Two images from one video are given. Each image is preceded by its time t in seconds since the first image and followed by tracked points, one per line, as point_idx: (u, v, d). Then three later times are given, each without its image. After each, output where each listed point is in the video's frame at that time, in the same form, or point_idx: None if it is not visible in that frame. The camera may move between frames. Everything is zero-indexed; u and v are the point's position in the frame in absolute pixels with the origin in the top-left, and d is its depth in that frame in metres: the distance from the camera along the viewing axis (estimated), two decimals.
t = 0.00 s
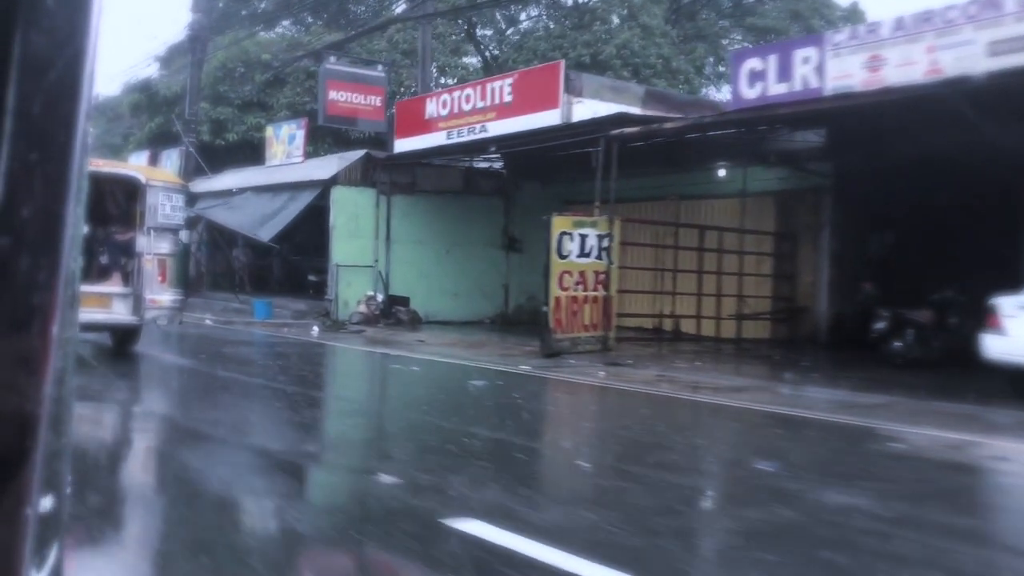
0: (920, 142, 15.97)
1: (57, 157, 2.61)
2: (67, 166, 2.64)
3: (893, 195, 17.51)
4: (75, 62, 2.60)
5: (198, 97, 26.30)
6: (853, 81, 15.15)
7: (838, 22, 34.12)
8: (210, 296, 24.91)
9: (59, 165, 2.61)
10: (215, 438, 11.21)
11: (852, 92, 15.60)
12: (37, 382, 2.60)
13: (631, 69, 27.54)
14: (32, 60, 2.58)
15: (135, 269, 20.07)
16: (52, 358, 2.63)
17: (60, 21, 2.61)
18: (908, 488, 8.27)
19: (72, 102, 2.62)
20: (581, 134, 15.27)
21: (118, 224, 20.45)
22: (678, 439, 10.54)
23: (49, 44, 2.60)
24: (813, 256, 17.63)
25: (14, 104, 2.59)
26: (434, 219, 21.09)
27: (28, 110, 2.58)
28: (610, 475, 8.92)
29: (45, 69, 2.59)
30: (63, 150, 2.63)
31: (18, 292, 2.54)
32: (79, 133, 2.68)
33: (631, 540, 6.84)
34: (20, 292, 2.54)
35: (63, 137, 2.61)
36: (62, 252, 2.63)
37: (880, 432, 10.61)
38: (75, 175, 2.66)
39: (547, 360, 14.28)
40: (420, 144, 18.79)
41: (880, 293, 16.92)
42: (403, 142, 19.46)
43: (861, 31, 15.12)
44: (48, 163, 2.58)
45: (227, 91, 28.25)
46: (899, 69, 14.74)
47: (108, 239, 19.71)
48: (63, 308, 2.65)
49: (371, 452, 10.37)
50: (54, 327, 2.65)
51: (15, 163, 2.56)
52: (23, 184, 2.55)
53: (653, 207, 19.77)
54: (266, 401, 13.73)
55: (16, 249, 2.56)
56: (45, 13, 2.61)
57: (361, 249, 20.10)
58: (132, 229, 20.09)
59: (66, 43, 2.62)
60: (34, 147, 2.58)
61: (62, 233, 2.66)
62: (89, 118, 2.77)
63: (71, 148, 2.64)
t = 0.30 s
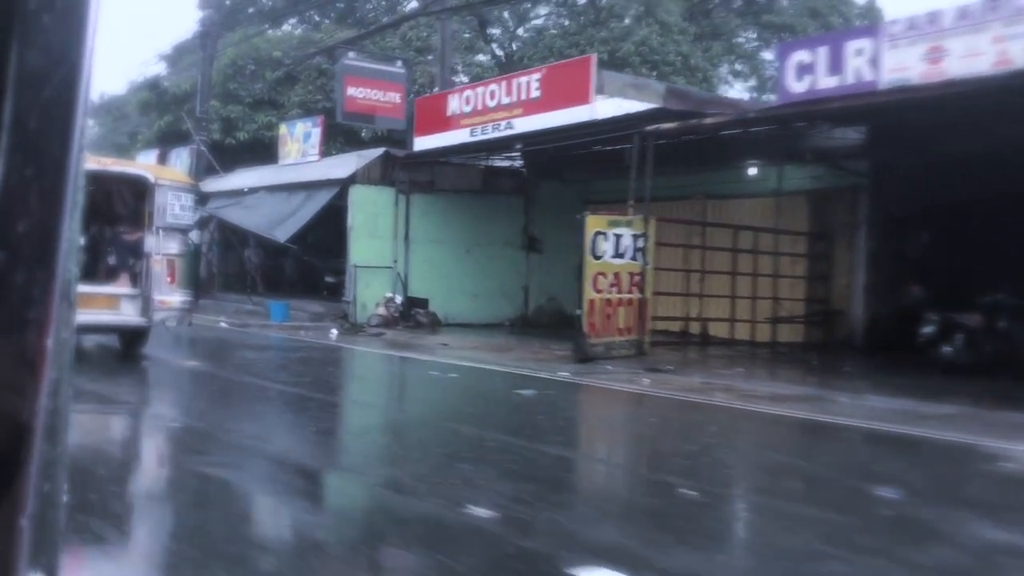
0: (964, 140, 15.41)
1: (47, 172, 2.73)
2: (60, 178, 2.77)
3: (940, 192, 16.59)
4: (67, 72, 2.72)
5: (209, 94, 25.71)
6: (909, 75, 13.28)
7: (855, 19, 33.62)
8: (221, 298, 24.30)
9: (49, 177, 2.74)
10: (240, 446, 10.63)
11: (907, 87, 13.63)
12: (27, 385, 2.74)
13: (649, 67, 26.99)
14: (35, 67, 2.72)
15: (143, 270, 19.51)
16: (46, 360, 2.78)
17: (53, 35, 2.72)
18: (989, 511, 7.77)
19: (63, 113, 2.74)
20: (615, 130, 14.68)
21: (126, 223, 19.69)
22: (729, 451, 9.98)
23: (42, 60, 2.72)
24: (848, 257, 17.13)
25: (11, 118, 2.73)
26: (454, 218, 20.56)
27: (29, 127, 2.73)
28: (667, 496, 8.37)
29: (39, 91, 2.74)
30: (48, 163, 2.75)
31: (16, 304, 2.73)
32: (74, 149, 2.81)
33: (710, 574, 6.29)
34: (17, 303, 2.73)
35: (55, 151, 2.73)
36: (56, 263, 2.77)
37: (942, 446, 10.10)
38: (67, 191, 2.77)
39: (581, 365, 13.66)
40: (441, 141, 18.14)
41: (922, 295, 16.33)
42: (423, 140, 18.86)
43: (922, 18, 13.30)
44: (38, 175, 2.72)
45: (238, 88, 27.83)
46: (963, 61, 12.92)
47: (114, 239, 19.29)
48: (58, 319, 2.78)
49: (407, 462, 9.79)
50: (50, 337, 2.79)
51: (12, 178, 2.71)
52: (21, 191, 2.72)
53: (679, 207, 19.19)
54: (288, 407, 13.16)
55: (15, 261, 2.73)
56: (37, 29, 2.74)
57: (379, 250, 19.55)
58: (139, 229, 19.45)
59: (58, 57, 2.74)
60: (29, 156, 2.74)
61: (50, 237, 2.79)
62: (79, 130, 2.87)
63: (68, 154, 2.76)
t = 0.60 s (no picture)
0: (1000, 134, 14.86)
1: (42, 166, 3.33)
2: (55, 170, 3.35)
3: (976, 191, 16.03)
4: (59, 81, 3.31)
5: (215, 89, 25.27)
6: (956, 66, 12.87)
7: (872, 14, 33.01)
8: (229, 298, 23.83)
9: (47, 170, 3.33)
10: (256, 448, 10.19)
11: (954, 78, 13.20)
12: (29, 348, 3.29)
13: (664, 63, 26.47)
14: (28, 72, 3.31)
15: (150, 268, 19.19)
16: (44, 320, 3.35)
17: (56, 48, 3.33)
18: None
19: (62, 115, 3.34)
20: (641, 125, 14.19)
21: (132, 220, 20.16)
22: (770, 456, 9.53)
23: (38, 48, 3.32)
24: (875, 255, 16.70)
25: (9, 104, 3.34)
26: (468, 216, 20.11)
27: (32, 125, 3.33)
28: (711, 504, 7.91)
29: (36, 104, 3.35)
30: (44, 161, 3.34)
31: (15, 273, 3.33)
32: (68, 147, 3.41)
33: None
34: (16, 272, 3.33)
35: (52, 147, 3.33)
36: (51, 242, 3.34)
37: (993, 452, 9.63)
38: (62, 168, 3.36)
39: (607, 366, 13.18)
40: (457, 137, 17.70)
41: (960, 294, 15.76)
42: (438, 136, 18.46)
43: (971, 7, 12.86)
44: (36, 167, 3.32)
45: (245, 85, 27.74)
46: (1013, 50, 12.43)
47: (121, 237, 19.40)
48: (52, 298, 3.35)
49: (433, 466, 9.35)
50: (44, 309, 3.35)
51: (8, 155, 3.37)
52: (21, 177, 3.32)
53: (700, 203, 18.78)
54: (304, 408, 12.74)
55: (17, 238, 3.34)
56: (32, 45, 3.33)
57: (393, 248, 19.14)
58: (147, 227, 19.44)
59: (51, 68, 3.33)
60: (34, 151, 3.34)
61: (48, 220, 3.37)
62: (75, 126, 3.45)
63: (60, 151, 3.35)
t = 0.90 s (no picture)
0: None
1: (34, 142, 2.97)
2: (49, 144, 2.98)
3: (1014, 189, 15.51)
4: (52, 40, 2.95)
5: (223, 84, 24.87)
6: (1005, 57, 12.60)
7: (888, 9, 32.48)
8: (237, 296, 23.37)
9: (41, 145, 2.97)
10: (277, 450, 9.79)
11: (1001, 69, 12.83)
12: (24, 352, 2.90)
13: (680, 58, 26.02)
14: (22, 30, 2.95)
15: (155, 266, 18.74)
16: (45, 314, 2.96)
17: None
18: None
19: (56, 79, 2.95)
20: (668, 119, 13.75)
21: (137, 216, 19.90)
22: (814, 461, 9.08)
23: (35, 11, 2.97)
24: (903, 254, 16.36)
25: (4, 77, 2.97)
26: (483, 213, 19.67)
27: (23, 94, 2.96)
28: (761, 513, 7.47)
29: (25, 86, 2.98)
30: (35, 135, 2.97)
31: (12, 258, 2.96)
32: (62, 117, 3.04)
33: None
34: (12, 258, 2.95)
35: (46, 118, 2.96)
36: (49, 221, 2.96)
37: None
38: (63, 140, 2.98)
39: (635, 368, 12.81)
40: (474, 133, 17.37)
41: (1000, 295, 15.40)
42: (454, 132, 18.11)
43: None
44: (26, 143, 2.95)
45: (254, 80, 27.68)
46: None
47: (127, 234, 19.04)
48: (50, 284, 2.96)
49: (462, 471, 8.92)
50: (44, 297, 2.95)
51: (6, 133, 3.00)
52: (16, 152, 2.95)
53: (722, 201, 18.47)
54: (319, 409, 12.33)
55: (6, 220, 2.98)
56: None
57: (407, 247, 18.70)
58: (152, 224, 18.93)
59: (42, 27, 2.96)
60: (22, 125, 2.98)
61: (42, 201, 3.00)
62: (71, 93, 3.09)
63: (57, 117, 2.98)
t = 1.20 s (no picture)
0: None
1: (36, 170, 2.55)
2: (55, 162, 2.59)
3: None
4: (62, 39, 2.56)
5: (230, 80, 24.47)
6: None
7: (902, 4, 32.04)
8: (246, 296, 22.92)
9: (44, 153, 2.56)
10: (296, 456, 9.33)
11: None
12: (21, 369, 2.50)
13: (694, 54, 25.63)
14: (20, 43, 2.55)
15: (161, 265, 18.45)
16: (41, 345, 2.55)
17: (47, 5, 2.55)
18: None
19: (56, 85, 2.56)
20: (695, 114, 13.33)
21: (141, 216, 19.59)
22: (862, 470, 8.62)
23: (34, 24, 2.56)
24: (931, 254, 15.98)
25: None
26: (498, 211, 19.26)
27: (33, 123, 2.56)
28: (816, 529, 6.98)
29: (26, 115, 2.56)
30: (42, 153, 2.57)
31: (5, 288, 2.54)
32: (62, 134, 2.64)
33: None
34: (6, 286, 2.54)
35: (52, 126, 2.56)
36: (44, 240, 2.57)
37: None
38: (62, 156, 2.61)
39: (662, 371, 12.44)
40: (491, 129, 16.98)
41: None
42: (469, 128, 17.72)
43: None
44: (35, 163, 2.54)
45: (261, 76, 27.25)
46: None
47: (132, 233, 18.92)
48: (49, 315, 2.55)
49: (493, 479, 8.44)
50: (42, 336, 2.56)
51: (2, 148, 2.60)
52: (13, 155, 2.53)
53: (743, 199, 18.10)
54: (335, 412, 11.96)
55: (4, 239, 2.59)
56: (23, 13, 2.58)
57: (421, 245, 18.30)
58: (158, 223, 18.70)
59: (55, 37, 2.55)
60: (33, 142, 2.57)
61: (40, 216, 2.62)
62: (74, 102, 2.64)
63: (58, 133, 2.60)
